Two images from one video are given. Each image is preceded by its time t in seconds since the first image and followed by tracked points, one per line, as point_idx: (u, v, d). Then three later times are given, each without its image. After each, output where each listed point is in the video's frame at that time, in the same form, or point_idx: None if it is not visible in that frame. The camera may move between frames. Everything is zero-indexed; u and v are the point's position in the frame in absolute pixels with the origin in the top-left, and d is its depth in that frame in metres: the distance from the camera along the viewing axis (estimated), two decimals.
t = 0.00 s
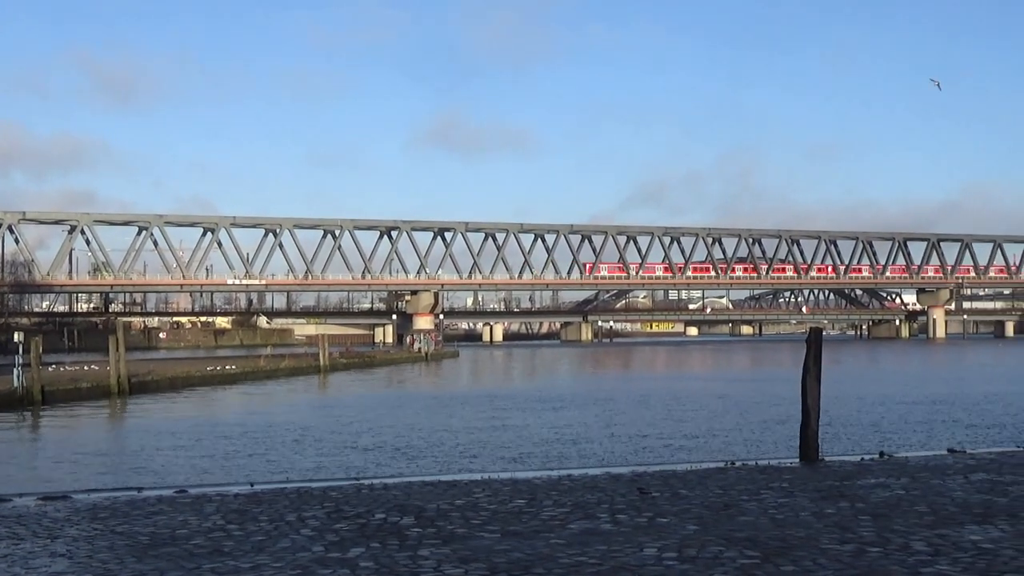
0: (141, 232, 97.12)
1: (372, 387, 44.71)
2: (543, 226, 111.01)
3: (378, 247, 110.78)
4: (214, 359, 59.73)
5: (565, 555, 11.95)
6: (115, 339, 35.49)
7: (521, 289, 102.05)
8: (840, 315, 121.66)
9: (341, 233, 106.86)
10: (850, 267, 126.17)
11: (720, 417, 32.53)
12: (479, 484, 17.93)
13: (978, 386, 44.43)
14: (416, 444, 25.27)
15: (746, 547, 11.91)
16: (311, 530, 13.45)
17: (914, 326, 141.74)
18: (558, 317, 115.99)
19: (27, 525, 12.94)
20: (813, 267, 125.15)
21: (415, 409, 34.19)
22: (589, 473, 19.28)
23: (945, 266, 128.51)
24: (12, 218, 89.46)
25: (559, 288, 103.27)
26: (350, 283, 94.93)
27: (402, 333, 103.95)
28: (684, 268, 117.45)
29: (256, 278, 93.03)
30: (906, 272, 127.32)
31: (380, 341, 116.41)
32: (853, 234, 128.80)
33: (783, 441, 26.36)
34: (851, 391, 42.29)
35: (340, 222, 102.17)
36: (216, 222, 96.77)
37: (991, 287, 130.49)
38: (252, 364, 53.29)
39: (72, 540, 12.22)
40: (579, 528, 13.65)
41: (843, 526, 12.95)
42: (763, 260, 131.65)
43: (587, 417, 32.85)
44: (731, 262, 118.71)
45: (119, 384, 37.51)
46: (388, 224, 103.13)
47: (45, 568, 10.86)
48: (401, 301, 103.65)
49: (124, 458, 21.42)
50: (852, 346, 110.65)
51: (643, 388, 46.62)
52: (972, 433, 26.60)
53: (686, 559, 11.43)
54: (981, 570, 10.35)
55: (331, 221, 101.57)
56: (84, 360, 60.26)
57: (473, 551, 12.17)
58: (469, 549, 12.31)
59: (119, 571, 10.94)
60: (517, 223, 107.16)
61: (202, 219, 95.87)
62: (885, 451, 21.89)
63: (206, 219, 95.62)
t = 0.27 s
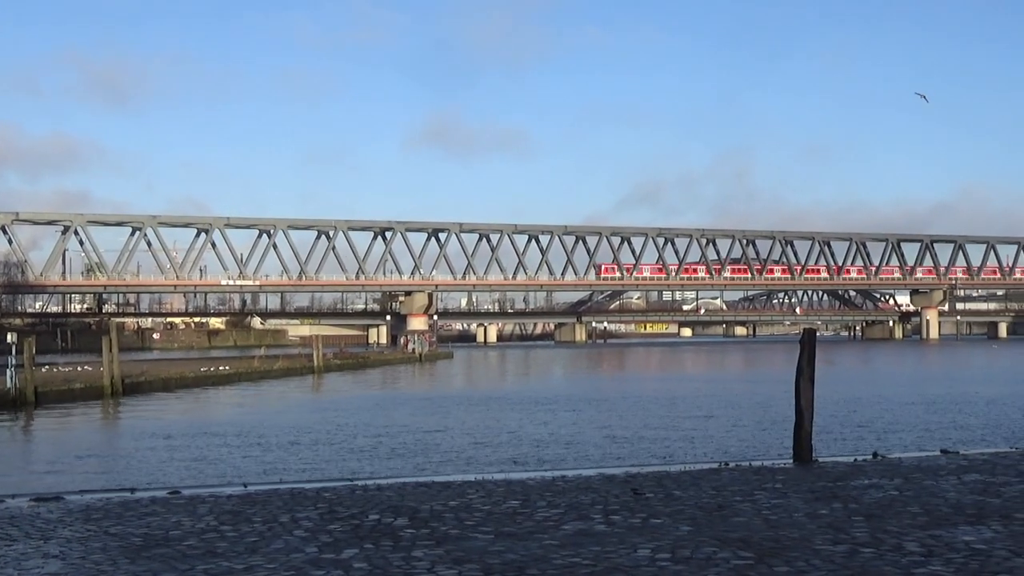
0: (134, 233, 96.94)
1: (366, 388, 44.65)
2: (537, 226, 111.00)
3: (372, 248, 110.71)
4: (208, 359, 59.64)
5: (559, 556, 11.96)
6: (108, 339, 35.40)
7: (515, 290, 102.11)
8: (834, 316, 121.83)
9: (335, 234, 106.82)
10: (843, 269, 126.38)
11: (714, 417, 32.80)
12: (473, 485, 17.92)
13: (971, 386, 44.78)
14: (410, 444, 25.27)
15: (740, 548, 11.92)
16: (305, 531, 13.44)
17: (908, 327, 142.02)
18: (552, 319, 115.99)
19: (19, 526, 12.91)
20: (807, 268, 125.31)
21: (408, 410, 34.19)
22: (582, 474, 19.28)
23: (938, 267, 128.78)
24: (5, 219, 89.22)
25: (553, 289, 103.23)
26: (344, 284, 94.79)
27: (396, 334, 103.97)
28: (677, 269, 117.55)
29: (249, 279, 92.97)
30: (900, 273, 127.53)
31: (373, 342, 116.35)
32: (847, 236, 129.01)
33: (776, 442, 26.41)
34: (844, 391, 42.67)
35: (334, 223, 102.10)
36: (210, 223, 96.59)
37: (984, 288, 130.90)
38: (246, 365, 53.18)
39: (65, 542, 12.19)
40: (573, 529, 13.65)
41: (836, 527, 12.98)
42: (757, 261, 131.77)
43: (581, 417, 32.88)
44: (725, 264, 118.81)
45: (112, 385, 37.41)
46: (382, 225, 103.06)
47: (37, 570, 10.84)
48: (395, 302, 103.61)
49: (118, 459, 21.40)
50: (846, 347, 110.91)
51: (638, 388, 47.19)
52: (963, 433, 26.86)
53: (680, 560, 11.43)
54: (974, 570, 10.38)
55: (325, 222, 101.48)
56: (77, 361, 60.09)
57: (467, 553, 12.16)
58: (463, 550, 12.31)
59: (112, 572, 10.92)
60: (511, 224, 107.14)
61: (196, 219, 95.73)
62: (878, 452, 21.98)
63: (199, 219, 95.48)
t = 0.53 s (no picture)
0: (131, 234, 96.87)
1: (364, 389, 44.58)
2: (534, 227, 111.03)
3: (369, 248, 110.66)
4: (204, 361, 59.60)
5: (556, 557, 11.96)
6: (105, 340, 35.39)
7: (512, 291, 102.05)
8: (831, 317, 121.93)
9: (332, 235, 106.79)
10: (840, 269, 126.50)
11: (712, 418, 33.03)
12: (470, 486, 17.94)
13: (967, 386, 45.09)
14: (407, 445, 25.26)
15: (736, 549, 11.95)
16: (301, 532, 13.45)
17: (904, 328, 142.09)
18: (548, 319, 115.97)
19: (16, 527, 12.92)
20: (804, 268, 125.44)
21: (406, 411, 34.18)
22: (579, 475, 19.32)
23: (935, 268, 128.92)
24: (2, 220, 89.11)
25: (550, 290, 103.24)
26: (341, 285, 94.74)
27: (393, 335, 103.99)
28: (674, 269, 117.65)
29: (246, 280, 92.93)
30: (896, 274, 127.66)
31: (370, 343, 116.39)
32: (843, 237, 129.14)
33: (774, 443, 26.43)
34: (841, 391, 43.01)
35: (330, 224, 102.09)
36: (207, 224, 96.52)
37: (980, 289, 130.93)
38: (243, 366, 53.19)
39: (61, 543, 12.18)
40: (569, 530, 13.67)
41: (832, 528, 13.00)
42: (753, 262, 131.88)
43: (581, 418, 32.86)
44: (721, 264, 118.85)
45: (108, 386, 37.40)
46: (378, 226, 103.03)
47: (33, 571, 10.84)
48: (391, 304, 103.64)
49: (114, 460, 21.37)
50: (842, 347, 111.16)
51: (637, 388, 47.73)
52: (958, 432, 27.10)
53: (677, 561, 11.45)
54: (970, 570, 10.40)
55: (322, 223, 101.48)
56: (74, 362, 59.94)
57: (462, 554, 12.18)
58: (458, 551, 12.32)
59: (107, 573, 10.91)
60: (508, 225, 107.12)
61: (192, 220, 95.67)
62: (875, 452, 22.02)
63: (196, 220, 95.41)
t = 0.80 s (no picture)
0: (128, 235, 96.85)
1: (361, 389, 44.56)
2: (532, 228, 111.10)
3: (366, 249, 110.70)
4: (202, 362, 59.57)
5: (553, 557, 11.97)
6: (102, 340, 35.35)
7: (509, 292, 102.05)
8: (828, 318, 122.02)
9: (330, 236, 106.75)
10: (837, 270, 126.64)
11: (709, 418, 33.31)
12: (467, 487, 17.94)
13: (964, 387, 45.48)
14: (407, 446, 25.28)
15: (734, 550, 11.96)
16: (299, 532, 13.44)
17: (902, 329, 142.12)
18: (546, 320, 115.99)
19: (13, 528, 12.91)
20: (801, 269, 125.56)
21: (404, 412, 34.19)
22: (576, 476, 19.32)
23: (932, 269, 129.07)
24: None
25: (547, 290, 103.30)
26: (339, 286, 94.77)
27: (391, 336, 104.01)
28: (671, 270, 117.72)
29: (244, 280, 92.80)
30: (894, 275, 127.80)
31: (367, 343, 116.43)
32: (841, 238, 129.25)
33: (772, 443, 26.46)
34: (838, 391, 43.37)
35: (328, 224, 102.11)
36: (204, 224, 96.50)
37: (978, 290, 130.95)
38: (241, 366, 53.20)
39: (58, 544, 12.17)
40: (566, 531, 13.67)
41: (831, 529, 13.01)
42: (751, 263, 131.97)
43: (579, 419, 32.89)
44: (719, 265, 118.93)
45: (106, 387, 37.34)
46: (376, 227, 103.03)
47: (30, 571, 10.84)
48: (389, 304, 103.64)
49: (112, 460, 21.37)
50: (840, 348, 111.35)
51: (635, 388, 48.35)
52: (954, 433, 27.39)
53: (674, 562, 11.46)
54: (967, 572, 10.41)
55: (320, 224, 101.50)
56: (71, 363, 59.86)
57: (460, 554, 12.18)
58: (455, 551, 12.32)
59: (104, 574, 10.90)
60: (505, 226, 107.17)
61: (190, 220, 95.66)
62: (873, 454, 22.00)
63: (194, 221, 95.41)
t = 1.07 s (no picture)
0: (129, 235, 96.91)
1: (361, 390, 44.53)
2: (532, 229, 111.13)
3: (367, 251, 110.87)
4: (202, 362, 59.59)
5: (553, 558, 11.97)
6: (103, 341, 35.36)
7: (510, 294, 102.07)
8: (828, 320, 121.96)
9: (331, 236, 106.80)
10: (838, 272, 126.61)
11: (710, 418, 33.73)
12: (468, 488, 17.95)
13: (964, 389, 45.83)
14: (407, 447, 25.30)
15: (734, 551, 11.95)
16: (299, 533, 13.44)
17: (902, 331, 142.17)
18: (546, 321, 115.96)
19: (13, 528, 12.93)
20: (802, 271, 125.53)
21: (405, 413, 34.23)
22: (577, 477, 19.30)
23: (933, 271, 129.05)
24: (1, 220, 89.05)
25: (548, 292, 103.30)
26: (339, 286, 94.80)
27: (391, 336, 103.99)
28: (672, 272, 117.70)
29: (244, 280, 92.81)
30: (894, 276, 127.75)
31: (368, 344, 116.44)
32: (841, 240, 129.21)
33: (772, 445, 26.48)
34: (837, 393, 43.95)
35: (329, 225, 102.15)
36: (205, 225, 96.56)
37: (978, 293, 130.89)
38: (241, 366, 53.25)
39: (59, 543, 12.18)
40: (567, 532, 13.66)
41: (830, 530, 13.01)
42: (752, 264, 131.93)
43: (579, 420, 32.92)
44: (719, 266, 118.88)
45: (106, 387, 37.34)
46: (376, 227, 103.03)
47: (31, 571, 10.84)
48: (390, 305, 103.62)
49: (113, 461, 21.38)
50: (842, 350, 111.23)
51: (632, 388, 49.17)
52: (952, 433, 27.81)
53: (675, 563, 11.45)
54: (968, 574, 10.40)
55: (321, 225, 101.57)
56: (72, 363, 59.86)
57: (460, 555, 12.17)
58: (456, 553, 12.31)
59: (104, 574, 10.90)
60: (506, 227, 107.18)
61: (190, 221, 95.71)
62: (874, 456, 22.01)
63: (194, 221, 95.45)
